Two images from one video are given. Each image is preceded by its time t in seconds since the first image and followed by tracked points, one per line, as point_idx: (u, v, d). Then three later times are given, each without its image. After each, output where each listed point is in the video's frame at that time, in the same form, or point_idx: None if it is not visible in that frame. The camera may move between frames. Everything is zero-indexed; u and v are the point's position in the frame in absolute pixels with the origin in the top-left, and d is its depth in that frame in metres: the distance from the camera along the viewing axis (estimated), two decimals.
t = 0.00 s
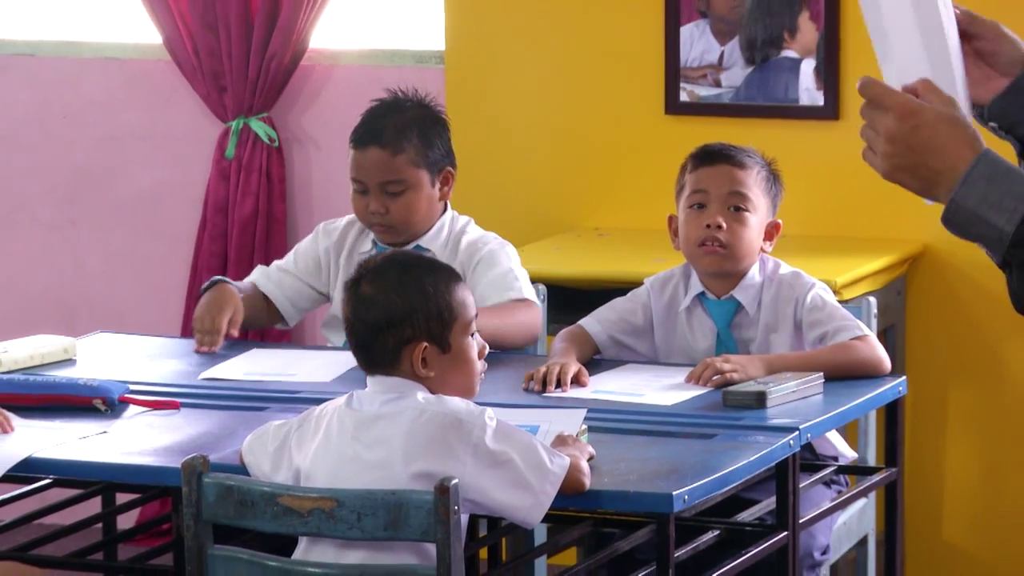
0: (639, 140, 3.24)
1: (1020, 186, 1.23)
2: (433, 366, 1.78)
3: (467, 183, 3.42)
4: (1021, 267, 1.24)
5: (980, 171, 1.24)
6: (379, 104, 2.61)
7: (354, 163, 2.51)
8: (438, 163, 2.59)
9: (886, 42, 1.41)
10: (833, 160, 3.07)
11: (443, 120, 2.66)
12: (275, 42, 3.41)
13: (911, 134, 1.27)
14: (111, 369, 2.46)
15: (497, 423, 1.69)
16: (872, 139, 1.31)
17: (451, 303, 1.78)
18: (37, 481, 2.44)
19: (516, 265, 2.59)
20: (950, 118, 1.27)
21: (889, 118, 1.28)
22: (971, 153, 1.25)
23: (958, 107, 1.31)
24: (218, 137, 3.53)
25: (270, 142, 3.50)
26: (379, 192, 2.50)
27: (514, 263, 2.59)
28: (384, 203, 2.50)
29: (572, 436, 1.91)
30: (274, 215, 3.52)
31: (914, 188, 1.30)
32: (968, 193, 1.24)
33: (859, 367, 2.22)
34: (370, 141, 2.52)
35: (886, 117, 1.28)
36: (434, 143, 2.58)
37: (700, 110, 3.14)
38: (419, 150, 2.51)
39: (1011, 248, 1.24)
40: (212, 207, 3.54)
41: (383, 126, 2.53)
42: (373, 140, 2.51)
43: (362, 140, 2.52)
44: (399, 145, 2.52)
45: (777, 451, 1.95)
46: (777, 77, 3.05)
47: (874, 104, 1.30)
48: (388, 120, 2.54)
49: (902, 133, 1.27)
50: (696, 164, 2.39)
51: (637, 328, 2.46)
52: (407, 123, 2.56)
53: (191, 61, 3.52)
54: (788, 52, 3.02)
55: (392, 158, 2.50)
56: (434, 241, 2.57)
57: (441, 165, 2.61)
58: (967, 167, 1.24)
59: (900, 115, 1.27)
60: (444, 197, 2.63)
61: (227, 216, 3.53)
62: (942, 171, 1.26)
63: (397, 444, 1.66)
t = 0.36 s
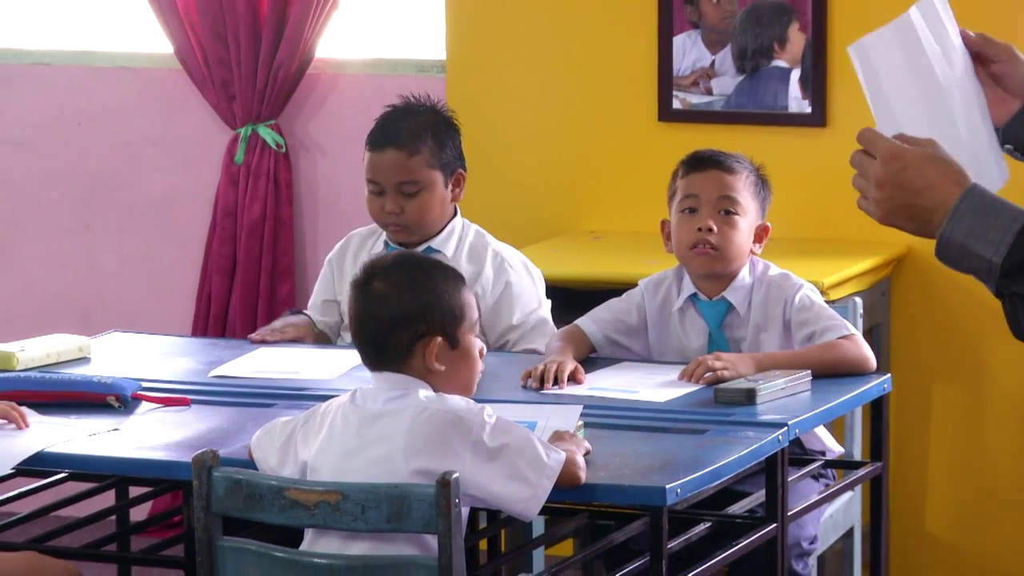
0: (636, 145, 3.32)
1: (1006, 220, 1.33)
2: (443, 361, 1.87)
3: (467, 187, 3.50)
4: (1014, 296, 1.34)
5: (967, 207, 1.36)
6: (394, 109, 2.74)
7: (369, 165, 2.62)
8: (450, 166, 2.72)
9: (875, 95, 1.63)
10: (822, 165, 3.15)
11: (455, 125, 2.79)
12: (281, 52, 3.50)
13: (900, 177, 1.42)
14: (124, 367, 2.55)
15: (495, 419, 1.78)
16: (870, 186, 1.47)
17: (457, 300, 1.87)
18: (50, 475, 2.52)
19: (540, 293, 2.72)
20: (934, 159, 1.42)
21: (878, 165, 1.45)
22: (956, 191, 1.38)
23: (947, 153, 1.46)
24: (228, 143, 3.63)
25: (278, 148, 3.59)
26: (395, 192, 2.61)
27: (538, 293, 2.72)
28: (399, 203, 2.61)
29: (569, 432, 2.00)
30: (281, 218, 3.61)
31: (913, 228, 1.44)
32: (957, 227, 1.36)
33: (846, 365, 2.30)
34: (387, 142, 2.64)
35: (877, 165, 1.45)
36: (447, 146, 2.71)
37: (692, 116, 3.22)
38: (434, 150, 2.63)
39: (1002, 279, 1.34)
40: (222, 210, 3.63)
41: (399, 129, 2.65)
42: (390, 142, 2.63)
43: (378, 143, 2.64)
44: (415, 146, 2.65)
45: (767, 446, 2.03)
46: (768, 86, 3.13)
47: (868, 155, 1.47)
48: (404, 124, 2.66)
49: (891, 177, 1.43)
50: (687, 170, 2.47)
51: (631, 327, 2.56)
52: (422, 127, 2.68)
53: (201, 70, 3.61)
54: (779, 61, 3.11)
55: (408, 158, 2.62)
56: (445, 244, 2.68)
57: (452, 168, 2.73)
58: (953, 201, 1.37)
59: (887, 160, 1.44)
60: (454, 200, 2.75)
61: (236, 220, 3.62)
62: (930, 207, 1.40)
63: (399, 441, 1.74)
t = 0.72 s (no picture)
0: (633, 150, 3.41)
1: (981, 196, 1.32)
2: (458, 357, 1.95)
3: (467, 190, 3.59)
4: (983, 272, 1.31)
5: (945, 180, 1.34)
6: (393, 115, 2.83)
7: (371, 168, 2.72)
8: (448, 170, 2.80)
9: (865, 70, 1.64)
10: (811, 170, 3.24)
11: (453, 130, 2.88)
12: (288, 60, 3.59)
13: (882, 147, 1.41)
14: (136, 365, 2.64)
15: (492, 417, 1.83)
16: (854, 156, 1.46)
17: (464, 299, 1.96)
18: (64, 469, 2.61)
19: (531, 289, 2.81)
20: (919, 133, 1.41)
21: (863, 135, 1.43)
22: (937, 164, 1.37)
23: (932, 126, 1.44)
24: (236, 148, 3.71)
25: (284, 153, 3.68)
26: (397, 194, 2.70)
27: (529, 288, 2.80)
28: (401, 205, 2.70)
29: (566, 427, 2.08)
30: (287, 221, 3.70)
31: (892, 199, 1.42)
32: (933, 200, 1.34)
33: (833, 362, 2.39)
34: (387, 147, 2.72)
35: (862, 135, 1.43)
36: (445, 149, 2.80)
37: (685, 123, 3.31)
38: (435, 153, 2.72)
39: (972, 253, 1.31)
40: (231, 213, 3.71)
41: (400, 133, 2.74)
42: (391, 145, 2.72)
43: (380, 147, 2.73)
44: (415, 149, 2.73)
45: (756, 440, 2.11)
46: (759, 94, 3.22)
47: (854, 124, 1.45)
48: (404, 129, 2.75)
49: (874, 146, 1.42)
50: (679, 175, 2.56)
51: (625, 326, 2.64)
52: (421, 130, 2.77)
53: (210, 78, 3.70)
54: (769, 70, 3.20)
55: (409, 161, 2.70)
56: (442, 246, 2.76)
57: (450, 172, 2.82)
58: (932, 172, 1.36)
59: (872, 131, 1.42)
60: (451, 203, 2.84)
61: (245, 222, 3.71)
62: (910, 178, 1.38)
63: (399, 437, 1.80)
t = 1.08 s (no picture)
0: (628, 156, 3.49)
1: (969, 168, 1.34)
2: (459, 354, 2.05)
3: (466, 195, 3.67)
4: (966, 241, 1.33)
5: (935, 151, 1.35)
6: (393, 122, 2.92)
7: (374, 169, 2.81)
8: (447, 174, 2.90)
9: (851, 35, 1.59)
10: (800, 176, 3.33)
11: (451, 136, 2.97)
12: (294, 68, 3.67)
13: (875, 116, 1.41)
14: (146, 364, 2.73)
15: (493, 413, 1.92)
16: (842, 125, 1.45)
17: (460, 298, 2.06)
18: (77, 464, 2.70)
19: (521, 289, 2.86)
20: (910, 105, 1.40)
21: (856, 104, 1.42)
22: (928, 136, 1.38)
23: (919, 101, 1.44)
24: (244, 154, 3.80)
25: (290, 159, 3.77)
26: (398, 194, 2.79)
27: (519, 286, 2.86)
28: (401, 206, 2.79)
29: (562, 425, 2.15)
30: (293, 225, 3.79)
31: (878, 169, 1.42)
32: (922, 169, 1.36)
33: (820, 361, 2.47)
34: (389, 149, 2.82)
35: (853, 103, 1.42)
36: (445, 153, 2.89)
37: (676, 130, 3.39)
38: (436, 155, 2.81)
39: (957, 223, 1.34)
40: (239, 216, 3.80)
41: (401, 136, 2.83)
42: (393, 148, 2.81)
43: (382, 150, 2.82)
44: (417, 152, 2.82)
45: (746, 437, 2.18)
46: (747, 101, 3.31)
47: (845, 92, 1.44)
48: (404, 133, 2.84)
49: (866, 115, 1.41)
50: (670, 180, 2.65)
51: (619, 326, 2.73)
52: (422, 135, 2.86)
53: (218, 86, 3.78)
54: (760, 79, 3.29)
55: (411, 162, 2.79)
56: (440, 247, 2.84)
57: (449, 176, 2.91)
58: (923, 144, 1.37)
59: (865, 101, 1.41)
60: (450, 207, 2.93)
61: (252, 226, 3.80)
62: (901, 149, 1.38)
63: (403, 433, 1.88)
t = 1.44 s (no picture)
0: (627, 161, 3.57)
1: (945, 154, 1.27)
2: (461, 353, 2.13)
3: (466, 200, 3.75)
4: (938, 226, 1.27)
5: (913, 135, 1.29)
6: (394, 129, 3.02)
7: (387, 166, 2.91)
8: (455, 176, 3.01)
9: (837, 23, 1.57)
10: (793, 180, 3.42)
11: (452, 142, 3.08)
12: (300, 77, 3.77)
13: (856, 97, 1.33)
14: (156, 363, 2.82)
15: (492, 411, 2.00)
16: (821, 103, 1.37)
17: (459, 299, 2.15)
18: (91, 461, 2.79)
19: (510, 291, 2.93)
20: (894, 91, 1.33)
21: (839, 83, 1.34)
22: (906, 121, 1.31)
23: (902, 88, 1.37)
24: (252, 160, 3.89)
25: (298, 165, 3.86)
26: (414, 189, 2.90)
27: (508, 287, 2.94)
28: (418, 201, 2.90)
29: (561, 421, 2.23)
30: (300, 229, 3.89)
31: (855, 152, 1.35)
32: (899, 152, 1.29)
33: (809, 361, 2.56)
34: (401, 147, 2.93)
35: (837, 82, 1.34)
36: (453, 155, 3.01)
37: (670, 136, 3.48)
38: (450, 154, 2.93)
39: (929, 208, 1.27)
40: (247, 220, 3.89)
41: (414, 135, 2.95)
42: (409, 146, 2.93)
43: (396, 149, 2.93)
44: (431, 151, 2.95)
45: (737, 434, 2.26)
46: (739, 109, 3.40)
47: (829, 71, 1.36)
48: (416, 134, 2.95)
49: (848, 96, 1.33)
50: (663, 184, 2.74)
51: (615, 326, 2.82)
52: (433, 137, 2.98)
53: (228, 95, 3.88)
54: (751, 88, 3.38)
55: (427, 159, 2.91)
56: (440, 247, 2.94)
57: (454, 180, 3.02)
58: (902, 128, 1.30)
59: (849, 82, 1.34)
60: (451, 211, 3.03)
61: (260, 229, 3.89)
62: (879, 131, 1.31)
63: (406, 430, 1.97)
